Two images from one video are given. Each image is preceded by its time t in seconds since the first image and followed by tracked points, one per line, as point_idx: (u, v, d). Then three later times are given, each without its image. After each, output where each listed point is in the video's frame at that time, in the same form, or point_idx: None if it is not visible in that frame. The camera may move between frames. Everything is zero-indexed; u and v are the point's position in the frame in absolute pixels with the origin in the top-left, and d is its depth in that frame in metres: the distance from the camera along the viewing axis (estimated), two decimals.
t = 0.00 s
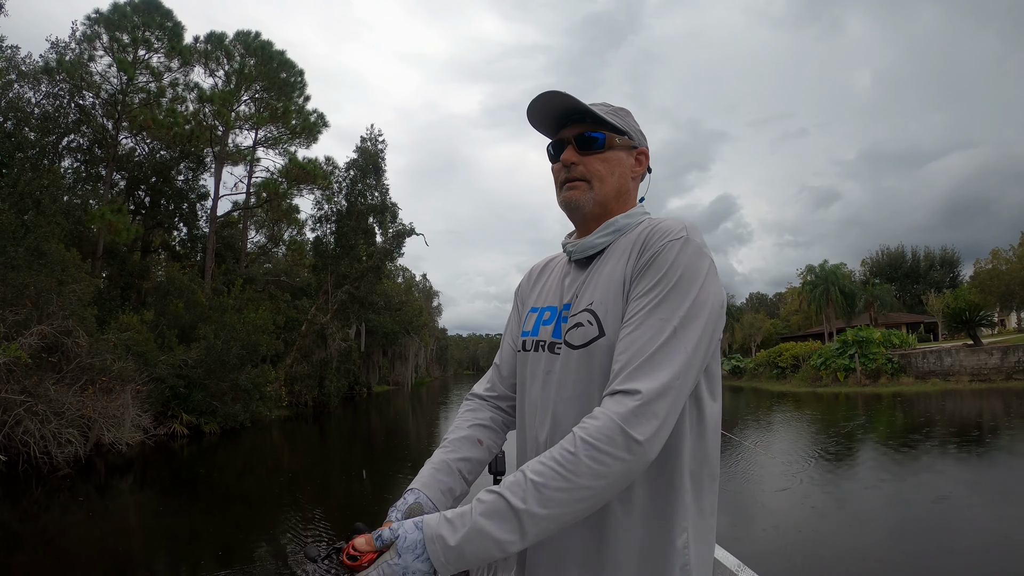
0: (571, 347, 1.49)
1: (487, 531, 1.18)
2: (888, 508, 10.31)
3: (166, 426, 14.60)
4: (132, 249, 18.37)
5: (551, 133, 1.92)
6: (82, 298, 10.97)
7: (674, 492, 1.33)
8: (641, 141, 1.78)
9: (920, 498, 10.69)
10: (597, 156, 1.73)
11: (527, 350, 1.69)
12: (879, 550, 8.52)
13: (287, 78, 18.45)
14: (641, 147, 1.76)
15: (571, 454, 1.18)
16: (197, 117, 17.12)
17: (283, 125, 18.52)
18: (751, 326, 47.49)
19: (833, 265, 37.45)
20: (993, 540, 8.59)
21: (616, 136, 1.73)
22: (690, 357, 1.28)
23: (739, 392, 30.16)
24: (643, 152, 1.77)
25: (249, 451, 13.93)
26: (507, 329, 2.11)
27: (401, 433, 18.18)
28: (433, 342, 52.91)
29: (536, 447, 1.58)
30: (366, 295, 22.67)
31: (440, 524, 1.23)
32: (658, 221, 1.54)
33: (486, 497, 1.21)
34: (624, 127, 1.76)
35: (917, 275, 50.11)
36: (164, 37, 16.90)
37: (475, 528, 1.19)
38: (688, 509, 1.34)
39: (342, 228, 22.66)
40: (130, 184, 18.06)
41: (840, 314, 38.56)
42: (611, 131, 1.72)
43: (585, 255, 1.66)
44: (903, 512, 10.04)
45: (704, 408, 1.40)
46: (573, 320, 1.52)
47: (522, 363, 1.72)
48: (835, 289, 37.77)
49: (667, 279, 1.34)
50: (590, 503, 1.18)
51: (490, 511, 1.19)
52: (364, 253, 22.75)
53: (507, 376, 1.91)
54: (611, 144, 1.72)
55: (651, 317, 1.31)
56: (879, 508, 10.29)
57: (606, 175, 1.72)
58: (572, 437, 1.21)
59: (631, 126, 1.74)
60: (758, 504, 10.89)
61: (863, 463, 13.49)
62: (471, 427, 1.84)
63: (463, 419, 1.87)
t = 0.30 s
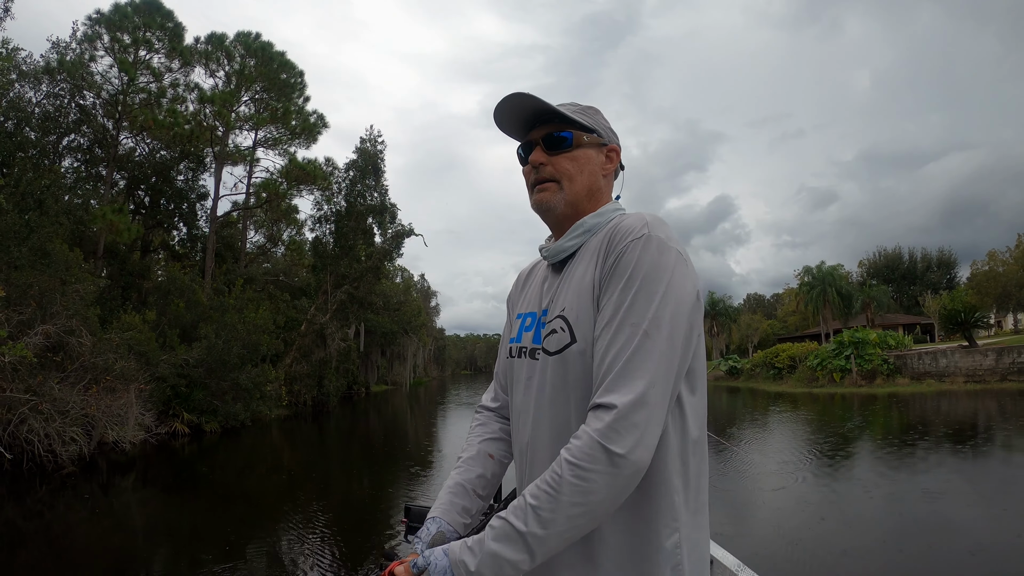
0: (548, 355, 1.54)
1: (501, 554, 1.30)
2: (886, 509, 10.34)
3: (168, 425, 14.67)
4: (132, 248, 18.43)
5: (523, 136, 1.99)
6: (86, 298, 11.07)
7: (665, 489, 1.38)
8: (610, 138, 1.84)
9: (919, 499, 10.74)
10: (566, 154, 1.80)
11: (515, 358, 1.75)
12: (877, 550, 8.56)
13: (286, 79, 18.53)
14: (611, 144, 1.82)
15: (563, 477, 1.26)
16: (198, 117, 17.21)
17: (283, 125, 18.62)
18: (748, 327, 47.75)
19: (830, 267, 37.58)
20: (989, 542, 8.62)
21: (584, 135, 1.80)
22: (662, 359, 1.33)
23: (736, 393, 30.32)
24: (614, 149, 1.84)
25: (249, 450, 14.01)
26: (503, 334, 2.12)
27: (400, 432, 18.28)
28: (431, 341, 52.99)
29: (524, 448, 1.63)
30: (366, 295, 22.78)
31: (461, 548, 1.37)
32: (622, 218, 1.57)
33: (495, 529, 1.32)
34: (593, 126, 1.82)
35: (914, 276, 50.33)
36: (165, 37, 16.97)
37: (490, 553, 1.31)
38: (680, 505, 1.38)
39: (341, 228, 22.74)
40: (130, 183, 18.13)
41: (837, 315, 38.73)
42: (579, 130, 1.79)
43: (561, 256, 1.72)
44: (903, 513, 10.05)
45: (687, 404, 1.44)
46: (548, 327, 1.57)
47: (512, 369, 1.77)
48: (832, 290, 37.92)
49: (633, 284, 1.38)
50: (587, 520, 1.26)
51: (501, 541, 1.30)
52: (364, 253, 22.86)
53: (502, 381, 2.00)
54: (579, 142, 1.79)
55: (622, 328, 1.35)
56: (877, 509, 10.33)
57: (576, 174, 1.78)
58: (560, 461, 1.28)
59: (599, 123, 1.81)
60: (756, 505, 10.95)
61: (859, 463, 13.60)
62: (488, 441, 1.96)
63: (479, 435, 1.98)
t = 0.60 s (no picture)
0: (527, 357, 1.64)
1: (502, 527, 1.46)
2: (885, 510, 10.36)
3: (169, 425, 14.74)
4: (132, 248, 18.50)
5: (488, 159, 2.09)
6: (90, 298, 11.18)
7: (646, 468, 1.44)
8: (568, 156, 1.94)
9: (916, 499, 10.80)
10: (528, 175, 1.89)
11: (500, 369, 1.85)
12: (874, 550, 8.59)
13: (287, 80, 18.62)
14: (570, 162, 1.92)
15: (537, 460, 1.37)
16: (199, 117, 17.29)
17: (283, 126, 18.78)
18: (745, 328, 47.97)
19: (827, 268, 37.70)
20: (987, 542, 8.63)
21: (544, 154, 1.90)
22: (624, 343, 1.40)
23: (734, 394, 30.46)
24: (572, 167, 1.94)
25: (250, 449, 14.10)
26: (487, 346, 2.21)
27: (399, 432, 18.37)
28: (430, 342, 53.09)
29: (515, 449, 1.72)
30: (365, 295, 22.87)
31: (475, 523, 1.56)
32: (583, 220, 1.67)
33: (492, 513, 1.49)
34: (552, 146, 1.92)
35: (911, 278, 50.56)
36: (166, 38, 17.07)
37: (495, 526, 1.48)
38: (663, 481, 1.46)
39: (341, 229, 22.83)
40: (130, 183, 18.20)
41: (834, 316, 38.90)
42: (539, 151, 1.89)
43: (529, 268, 1.80)
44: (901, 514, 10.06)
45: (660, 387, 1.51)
46: (525, 331, 1.67)
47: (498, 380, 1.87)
48: (829, 292, 38.07)
49: (590, 279, 1.47)
50: (563, 498, 1.35)
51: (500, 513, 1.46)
52: (363, 254, 22.94)
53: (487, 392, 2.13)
54: (540, 161, 1.88)
55: (582, 321, 1.44)
56: (876, 510, 10.35)
57: (539, 193, 1.88)
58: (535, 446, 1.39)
59: (557, 144, 1.91)
60: (753, 506, 11.00)
61: (855, 463, 13.71)
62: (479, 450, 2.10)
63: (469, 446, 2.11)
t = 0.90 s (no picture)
0: (516, 356, 1.71)
1: (466, 502, 1.53)
2: (883, 511, 10.38)
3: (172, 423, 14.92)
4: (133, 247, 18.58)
5: (471, 182, 2.20)
6: (92, 297, 11.27)
7: (635, 447, 1.51)
8: (546, 175, 2.03)
9: (913, 500, 10.88)
10: (508, 194, 1.99)
11: (496, 375, 1.91)
12: (876, 553, 8.58)
13: (287, 80, 18.68)
14: (547, 180, 2.02)
15: (502, 436, 1.44)
16: (199, 117, 17.36)
17: (283, 127, 18.95)
18: (742, 329, 48.16)
19: (824, 269, 37.83)
20: (984, 545, 8.65)
21: (523, 174, 1.99)
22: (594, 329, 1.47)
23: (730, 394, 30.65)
24: (551, 186, 2.04)
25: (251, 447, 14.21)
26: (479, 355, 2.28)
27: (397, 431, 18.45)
28: (428, 341, 53.17)
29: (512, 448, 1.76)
30: (364, 295, 22.96)
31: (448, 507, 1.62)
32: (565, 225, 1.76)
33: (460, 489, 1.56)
34: (530, 166, 2.02)
35: (908, 279, 50.77)
36: (167, 38, 17.13)
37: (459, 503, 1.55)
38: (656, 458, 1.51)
39: (340, 228, 22.90)
40: (130, 183, 18.27)
41: (831, 317, 39.06)
42: (518, 172, 1.99)
43: (515, 279, 1.89)
44: (898, 515, 10.12)
45: (644, 369, 1.56)
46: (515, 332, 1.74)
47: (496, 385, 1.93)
48: (826, 292, 38.22)
49: (565, 272, 1.55)
50: (531, 469, 1.42)
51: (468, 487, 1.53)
52: (363, 254, 23.02)
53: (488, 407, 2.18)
54: (519, 181, 1.98)
55: (551, 309, 1.53)
56: (876, 512, 10.36)
57: (519, 209, 1.97)
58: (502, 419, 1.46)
59: (535, 165, 2.01)
60: (751, 507, 11.04)
61: (851, 463, 13.83)
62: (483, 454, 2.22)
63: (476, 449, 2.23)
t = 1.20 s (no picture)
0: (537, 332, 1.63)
1: (490, 380, 1.31)
2: (881, 512, 10.42)
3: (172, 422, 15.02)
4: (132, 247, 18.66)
5: (476, 189, 2.27)
6: (94, 297, 11.34)
7: (643, 428, 1.56)
8: (550, 184, 2.14)
9: (909, 501, 10.97)
10: (517, 201, 2.07)
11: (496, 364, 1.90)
12: (875, 555, 8.61)
13: (286, 81, 18.75)
14: (552, 190, 2.12)
15: (567, 337, 1.30)
16: (199, 117, 17.43)
17: (282, 127, 19.00)
18: (738, 330, 48.39)
19: (821, 270, 38.03)
20: (981, 548, 8.65)
21: (530, 182, 2.09)
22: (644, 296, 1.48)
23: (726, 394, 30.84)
24: (554, 195, 2.14)
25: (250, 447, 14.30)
26: (460, 345, 2.26)
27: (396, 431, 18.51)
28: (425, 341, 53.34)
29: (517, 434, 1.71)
30: (363, 295, 23.04)
31: (450, 373, 1.37)
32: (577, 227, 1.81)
33: (482, 363, 1.34)
34: (536, 175, 2.12)
35: (904, 280, 51.03)
36: (167, 39, 17.20)
37: (478, 376, 1.33)
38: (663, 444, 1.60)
39: (339, 229, 22.97)
40: (130, 182, 18.33)
41: (827, 317, 39.27)
42: (526, 180, 2.08)
43: (523, 277, 1.94)
44: (896, 516, 10.18)
45: (654, 359, 1.64)
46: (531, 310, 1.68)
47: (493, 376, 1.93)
48: (822, 293, 38.43)
49: (610, 245, 1.55)
50: (589, 377, 1.30)
51: (496, 363, 1.32)
52: (362, 254, 23.10)
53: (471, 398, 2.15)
54: (527, 188, 2.07)
55: (605, 263, 1.49)
56: (874, 513, 10.41)
57: (527, 216, 2.06)
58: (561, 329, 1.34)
59: (540, 174, 2.10)
60: (748, 507, 11.11)
61: (847, 463, 13.95)
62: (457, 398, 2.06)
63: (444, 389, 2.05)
